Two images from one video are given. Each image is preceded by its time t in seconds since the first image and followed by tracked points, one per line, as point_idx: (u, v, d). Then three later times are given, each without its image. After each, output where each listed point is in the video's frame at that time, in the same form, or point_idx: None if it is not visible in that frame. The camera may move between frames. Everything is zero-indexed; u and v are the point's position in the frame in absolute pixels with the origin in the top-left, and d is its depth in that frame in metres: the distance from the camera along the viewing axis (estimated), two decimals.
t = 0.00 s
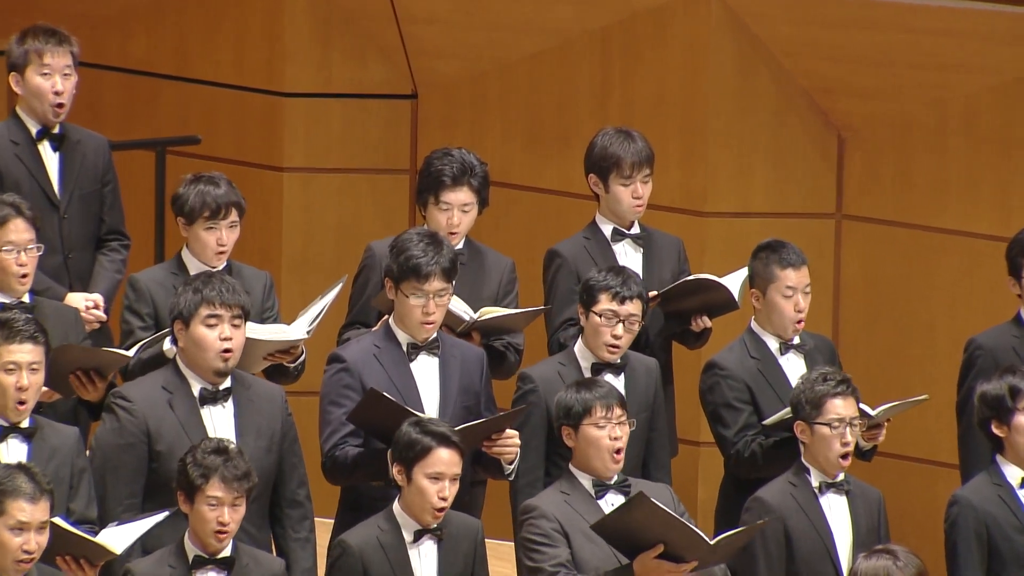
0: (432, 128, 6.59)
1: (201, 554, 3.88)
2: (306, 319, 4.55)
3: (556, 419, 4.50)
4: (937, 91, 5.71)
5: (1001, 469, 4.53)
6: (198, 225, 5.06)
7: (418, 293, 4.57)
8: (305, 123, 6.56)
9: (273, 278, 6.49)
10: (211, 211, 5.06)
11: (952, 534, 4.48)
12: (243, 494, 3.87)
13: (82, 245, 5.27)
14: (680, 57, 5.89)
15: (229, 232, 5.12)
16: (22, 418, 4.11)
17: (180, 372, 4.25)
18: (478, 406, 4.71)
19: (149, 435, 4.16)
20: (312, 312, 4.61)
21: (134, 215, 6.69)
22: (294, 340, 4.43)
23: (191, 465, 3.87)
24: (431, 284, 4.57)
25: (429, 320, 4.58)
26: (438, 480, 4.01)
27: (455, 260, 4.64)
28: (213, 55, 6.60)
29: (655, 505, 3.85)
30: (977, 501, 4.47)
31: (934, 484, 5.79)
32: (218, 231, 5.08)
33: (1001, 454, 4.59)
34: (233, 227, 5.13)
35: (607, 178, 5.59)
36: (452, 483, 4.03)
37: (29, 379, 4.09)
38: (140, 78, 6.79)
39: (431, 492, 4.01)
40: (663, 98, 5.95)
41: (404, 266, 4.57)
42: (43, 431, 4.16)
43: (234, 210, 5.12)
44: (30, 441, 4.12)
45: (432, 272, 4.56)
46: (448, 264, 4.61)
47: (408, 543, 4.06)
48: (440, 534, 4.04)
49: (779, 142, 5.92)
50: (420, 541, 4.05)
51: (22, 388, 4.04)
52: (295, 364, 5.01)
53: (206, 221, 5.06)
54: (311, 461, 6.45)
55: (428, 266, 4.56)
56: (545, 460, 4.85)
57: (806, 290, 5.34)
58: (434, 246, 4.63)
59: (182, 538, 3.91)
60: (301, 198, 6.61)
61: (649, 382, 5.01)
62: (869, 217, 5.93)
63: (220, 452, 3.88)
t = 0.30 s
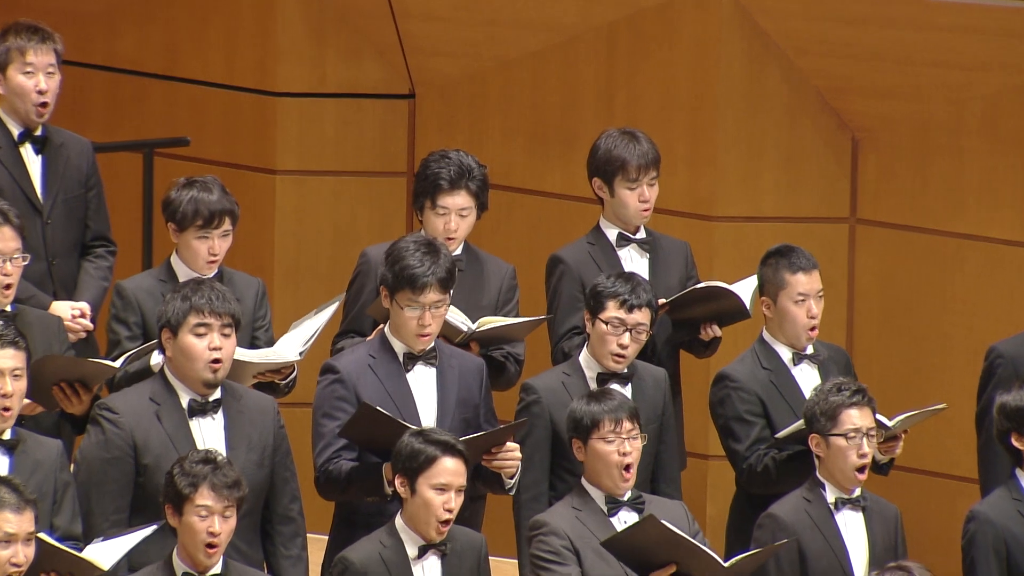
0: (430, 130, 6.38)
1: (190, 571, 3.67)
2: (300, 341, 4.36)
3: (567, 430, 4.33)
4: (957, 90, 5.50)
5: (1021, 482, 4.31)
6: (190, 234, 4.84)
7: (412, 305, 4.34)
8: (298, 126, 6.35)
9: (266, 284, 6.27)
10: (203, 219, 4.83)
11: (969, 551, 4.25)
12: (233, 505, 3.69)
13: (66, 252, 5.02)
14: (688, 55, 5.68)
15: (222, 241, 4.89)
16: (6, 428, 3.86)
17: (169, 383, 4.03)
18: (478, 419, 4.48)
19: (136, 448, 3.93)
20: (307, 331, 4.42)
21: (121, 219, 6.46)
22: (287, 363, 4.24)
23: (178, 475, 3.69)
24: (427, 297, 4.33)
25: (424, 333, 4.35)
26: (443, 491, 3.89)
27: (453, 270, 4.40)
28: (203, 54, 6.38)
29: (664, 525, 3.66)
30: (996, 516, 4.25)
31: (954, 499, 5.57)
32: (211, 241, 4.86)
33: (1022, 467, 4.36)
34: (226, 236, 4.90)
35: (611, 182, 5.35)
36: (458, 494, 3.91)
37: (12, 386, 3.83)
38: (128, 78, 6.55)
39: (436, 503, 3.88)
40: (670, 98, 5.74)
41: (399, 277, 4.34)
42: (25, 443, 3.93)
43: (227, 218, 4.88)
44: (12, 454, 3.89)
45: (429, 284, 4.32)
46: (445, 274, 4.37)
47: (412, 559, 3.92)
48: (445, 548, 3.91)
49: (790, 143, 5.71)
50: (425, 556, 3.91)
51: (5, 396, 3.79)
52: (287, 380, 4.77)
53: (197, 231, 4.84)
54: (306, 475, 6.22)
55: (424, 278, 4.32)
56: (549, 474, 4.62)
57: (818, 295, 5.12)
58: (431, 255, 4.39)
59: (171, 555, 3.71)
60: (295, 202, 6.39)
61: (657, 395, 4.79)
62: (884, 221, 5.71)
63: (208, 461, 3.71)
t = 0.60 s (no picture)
0: (429, 130, 6.18)
1: None
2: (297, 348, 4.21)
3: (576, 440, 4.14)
4: (975, 88, 5.26)
5: None
6: (181, 238, 4.62)
7: (409, 314, 4.13)
8: (292, 129, 6.15)
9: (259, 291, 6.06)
10: (195, 223, 4.62)
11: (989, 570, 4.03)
12: (222, 521, 3.55)
13: (51, 258, 4.78)
14: (696, 52, 5.47)
15: (215, 246, 4.68)
16: None
17: (155, 394, 3.82)
18: (477, 430, 4.26)
19: (122, 461, 3.73)
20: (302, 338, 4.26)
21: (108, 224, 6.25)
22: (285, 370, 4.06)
23: (165, 490, 3.54)
24: (424, 305, 4.12)
25: (422, 342, 4.13)
26: (442, 502, 3.73)
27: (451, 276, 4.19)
28: (193, 52, 6.17)
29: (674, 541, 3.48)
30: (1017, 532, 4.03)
31: (974, 514, 5.36)
32: (202, 245, 4.65)
33: None
34: (219, 240, 4.69)
35: (616, 185, 5.12)
36: (457, 506, 3.74)
37: None
38: (115, 77, 6.33)
39: (435, 515, 3.72)
40: (678, 98, 5.53)
41: (395, 284, 4.13)
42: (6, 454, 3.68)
43: (218, 220, 4.68)
44: None
45: (425, 292, 4.11)
46: (443, 281, 4.16)
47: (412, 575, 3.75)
48: (445, 563, 3.73)
49: (802, 144, 5.50)
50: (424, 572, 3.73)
51: None
52: (281, 391, 4.54)
53: (189, 235, 4.63)
54: (300, 490, 6.02)
55: (421, 285, 4.11)
56: (554, 488, 4.40)
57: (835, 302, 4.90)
58: (428, 261, 4.18)
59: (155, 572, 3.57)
60: (287, 205, 6.18)
61: (667, 406, 4.55)
62: (900, 225, 5.50)
63: (196, 476, 3.56)
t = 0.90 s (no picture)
0: (430, 131, 6.01)
1: None
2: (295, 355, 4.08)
3: (584, 454, 3.95)
4: (994, 88, 5.05)
5: None
6: (173, 239, 4.50)
7: (408, 322, 3.94)
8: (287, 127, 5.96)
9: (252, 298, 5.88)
10: (187, 223, 4.50)
11: None
12: (210, 536, 3.45)
13: (35, 265, 4.57)
14: (706, 49, 5.31)
15: (207, 246, 4.56)
16: None
17: (143, 403, 3.72)
18: (478, 442, 4.08)
19: (111, 474, 3.62)
20: (300, 345, 4.17)
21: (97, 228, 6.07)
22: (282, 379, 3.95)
23: (151, 504, 3.42)
24: (424, 313, 3.94)
25: (422, 351, 3.95)
26: (439, 514, 3.60)
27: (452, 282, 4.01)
28: (184, 52, 5.98)
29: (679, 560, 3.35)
30: None
31: (993, 530, 5.17)
32: (196, 246, 4.53)
33: None
34: (211, 241, 4.58)
35: (623, 186, 4.92)
36: (455, 517, 3.62)
37: None
38: (105, 77, 6.15)
39: (432, 527, 3.59)
40: (687, 97, 5.37)
41: (393, 291, 3.95)
42: None
43: (211, 221, 4.56)
44: None
45: (425, 298, 3.93)
46: (443, 288, 3.98)
47: None
48: None
49: (815, 146, 5.33)
50: None
51: None
52: (278, 398, 4.42)
53: (181, 237, 4.51)
54: (294, 503, 5.83)
55: (420, 292, 3.93)
56: (560, 501, 4.21)
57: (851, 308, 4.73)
58: (428, 268, 4.01)
59: None
60: (281, 211, 5.99)
61: (677, 417, 4.36)
62: (916, 230, 5.32)
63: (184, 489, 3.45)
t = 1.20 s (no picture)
0: (428, 132, 5.83)
1: None
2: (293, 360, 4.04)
3: (585, 466, 3.79)
4: (1012, 87, 4.86)
5: None
6: (162, 243, 4.34)
7: (405, 324, 3.82)
8: (281, 128, 5.78)
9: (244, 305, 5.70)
10: (176, 226, 4.35)
11: None
12: (195, 548, 3.34)
13: (18, 272, 4.36)
14: (714, 48, 5.14)
15: (198, 249, 4.40)
16: None
17: (131, 413, 3.63)
18: (478, 455, 3.92)
19: (98, 487, 3.53)
20: (296, 349, 4.14)
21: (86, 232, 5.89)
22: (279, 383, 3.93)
23: (134, 515, 3.33)
24: (421, 314, 3.82)
25: (418, 355, 3.81)
26: (433, 526, 3.47)
27: (450, 286, 3.89)
28: (173, 50, 5.79)
29: None
30: None
31: (1011, 547, 4.97)
32: (186, 250, 4.36)
33: None
34: (202, 244, 4.41)
35: (630, 189, 4.73)
36: (451, 530, 3.49)
37: None
38: (94, 78, 5.97)
39: (427, 541, 3.46)
40: (695, 97, 5.20)
41: (389, 294, 3.84)
42: None
43: (202, 222, 4.40)
44: None
45: (422, 300, 3.81)
46: (441, 290, 3.86)
47: None
48: None
49: (827, 147, 5.15)
50: None
51: None
52: (274, 405, 4.30)
53: (171, 240, 4.35)
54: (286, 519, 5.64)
55: (417, 293, 3.82)
56: (564, 516, 4.01)
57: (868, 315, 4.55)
58: (425, 270, 3.89)
59: None
60: (274, 216, 5.81)
61: (684, 428, 4.17)
62: (931, 236, 5.13)
63: (169, 499, 3.36)
